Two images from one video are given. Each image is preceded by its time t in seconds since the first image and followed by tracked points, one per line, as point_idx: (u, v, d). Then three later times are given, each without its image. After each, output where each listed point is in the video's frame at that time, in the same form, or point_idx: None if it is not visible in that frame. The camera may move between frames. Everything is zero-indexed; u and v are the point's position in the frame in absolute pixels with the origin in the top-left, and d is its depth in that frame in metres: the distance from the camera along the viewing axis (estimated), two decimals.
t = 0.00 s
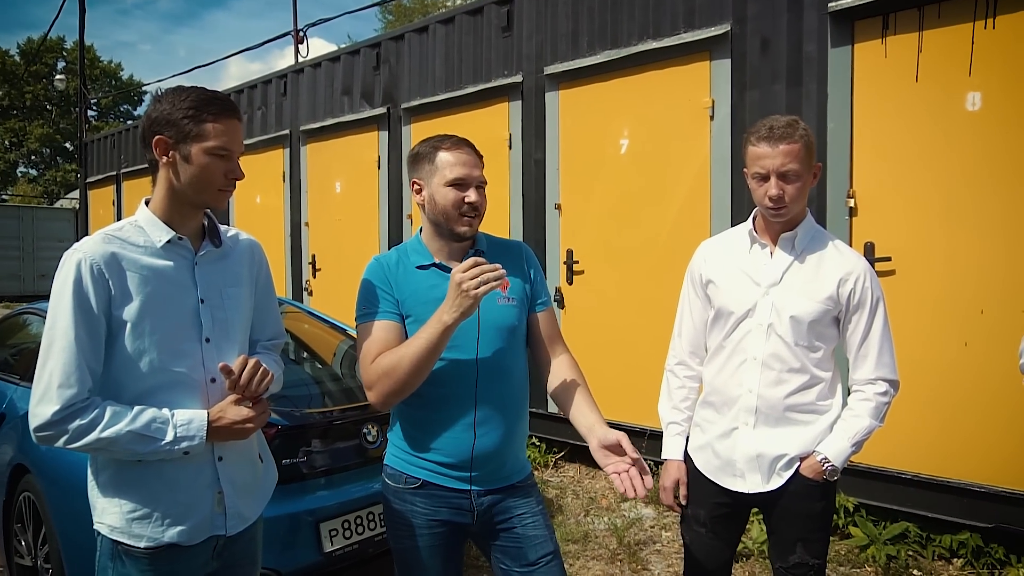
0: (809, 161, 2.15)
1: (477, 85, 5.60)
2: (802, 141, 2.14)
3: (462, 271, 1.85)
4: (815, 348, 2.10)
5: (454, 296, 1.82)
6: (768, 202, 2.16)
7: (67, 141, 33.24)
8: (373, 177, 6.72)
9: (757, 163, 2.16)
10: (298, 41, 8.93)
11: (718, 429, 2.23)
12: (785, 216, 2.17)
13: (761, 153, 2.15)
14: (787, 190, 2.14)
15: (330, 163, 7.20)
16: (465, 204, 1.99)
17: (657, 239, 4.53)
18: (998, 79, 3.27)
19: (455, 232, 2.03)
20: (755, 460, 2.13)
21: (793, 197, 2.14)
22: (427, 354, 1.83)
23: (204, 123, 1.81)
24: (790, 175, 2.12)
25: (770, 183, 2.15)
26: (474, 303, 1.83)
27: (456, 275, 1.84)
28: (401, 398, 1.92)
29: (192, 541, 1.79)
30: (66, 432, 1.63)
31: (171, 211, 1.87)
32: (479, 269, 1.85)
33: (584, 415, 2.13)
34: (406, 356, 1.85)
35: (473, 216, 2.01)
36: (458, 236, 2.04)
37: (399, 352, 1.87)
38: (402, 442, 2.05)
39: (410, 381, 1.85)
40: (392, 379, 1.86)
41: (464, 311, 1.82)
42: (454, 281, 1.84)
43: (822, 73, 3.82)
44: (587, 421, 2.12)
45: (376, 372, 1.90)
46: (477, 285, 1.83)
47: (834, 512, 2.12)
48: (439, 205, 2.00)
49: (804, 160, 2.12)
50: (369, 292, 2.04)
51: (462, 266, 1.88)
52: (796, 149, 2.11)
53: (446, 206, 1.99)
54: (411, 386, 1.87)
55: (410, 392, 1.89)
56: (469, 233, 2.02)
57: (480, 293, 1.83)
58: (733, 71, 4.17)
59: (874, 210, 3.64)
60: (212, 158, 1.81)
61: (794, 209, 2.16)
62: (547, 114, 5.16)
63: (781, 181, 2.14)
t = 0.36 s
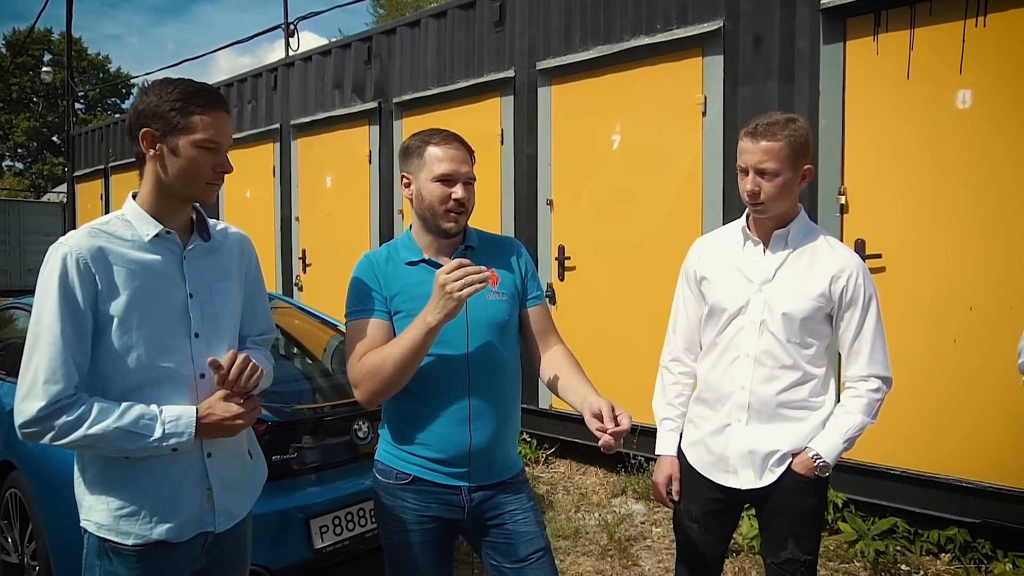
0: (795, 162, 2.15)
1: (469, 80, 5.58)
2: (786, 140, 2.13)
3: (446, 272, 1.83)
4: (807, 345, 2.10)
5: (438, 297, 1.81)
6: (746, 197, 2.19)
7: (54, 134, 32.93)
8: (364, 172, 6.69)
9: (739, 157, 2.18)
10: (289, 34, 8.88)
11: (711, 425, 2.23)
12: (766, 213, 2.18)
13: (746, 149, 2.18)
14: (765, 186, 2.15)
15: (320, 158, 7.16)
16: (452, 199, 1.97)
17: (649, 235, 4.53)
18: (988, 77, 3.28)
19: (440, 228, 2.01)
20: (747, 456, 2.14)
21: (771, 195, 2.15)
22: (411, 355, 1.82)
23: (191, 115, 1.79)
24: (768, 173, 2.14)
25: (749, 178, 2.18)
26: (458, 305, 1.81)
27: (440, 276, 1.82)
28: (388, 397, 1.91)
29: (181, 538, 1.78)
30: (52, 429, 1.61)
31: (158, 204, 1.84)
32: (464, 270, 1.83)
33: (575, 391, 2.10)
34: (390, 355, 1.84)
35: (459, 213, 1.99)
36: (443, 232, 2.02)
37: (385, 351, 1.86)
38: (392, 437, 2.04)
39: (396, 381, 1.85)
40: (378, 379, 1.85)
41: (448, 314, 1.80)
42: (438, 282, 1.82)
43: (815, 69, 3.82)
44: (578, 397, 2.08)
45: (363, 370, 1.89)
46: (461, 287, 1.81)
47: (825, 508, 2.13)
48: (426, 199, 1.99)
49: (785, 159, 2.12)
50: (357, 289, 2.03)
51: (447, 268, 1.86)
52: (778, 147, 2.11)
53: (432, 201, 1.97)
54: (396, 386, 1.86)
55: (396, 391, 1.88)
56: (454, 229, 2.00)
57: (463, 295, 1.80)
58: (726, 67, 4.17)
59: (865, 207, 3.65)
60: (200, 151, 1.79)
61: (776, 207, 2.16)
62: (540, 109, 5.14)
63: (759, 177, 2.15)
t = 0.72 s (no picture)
0: (788, 160, 2.15)
1: (463, 76, 5.56)
2: (779, 138, 2.13)
3: (443, 267, 1.83)
4: (802, 343, 2.10)
5: (434, 292, 1.80)
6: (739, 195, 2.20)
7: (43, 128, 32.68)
8: (357, 168, 6.66)
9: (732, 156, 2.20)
10: (282, 29, 8.83)
11: (706, 422, 2.24)
12: (760, 211, 2.18)
13: (739, 147, 2.19)
14: (756, 184, 2.16)
15: (313, 153, 7.13)
16: (446, 196, 1.96)
17: (642, 233, 4.53)
18: (981, 77, 3.29)
19: (433, 225, 2.00)
20: (741, 453, 2.14)
21: (763, 192, 2.15)
22: (409, 351, 1.81)
23: (183, 109, 1.77)
24: (760, 170, 2.14)
25: (742, 176, 2.18)
26: (455, 299, 1.80)
27: (438, 271, 1.82)
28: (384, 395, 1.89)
29: (172, 535, 1.76)
30: (41, 425, 1.59)
31: (149, 199, 1.83)
32: (460, 265, 1.83)
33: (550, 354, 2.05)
34: (387, 352, 1.83)
35: (452, 211, 1.98)
36: (436, 229, 2.01)
37: (381, 348, 1.85)
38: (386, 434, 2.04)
39: (393, 378, 1.83)
40: (374, 376, 1.84)
41: (444, 309, 1.80)
42: (434, 277, 1.81)
43: (809, 68, 3.82)
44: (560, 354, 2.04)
45: (358, 369, 1.88)
46: (458, 282, 1.80)
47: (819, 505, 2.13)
48: (420, 196, 1.98)
49: (777, 157, 2.12)
50: (350, 287, 2.01)
51: (443, 262, 1.85)
52: (771, 145, 2.12)
53: (426, 197, 1.96)
54: (393, 383, 1.84)
55: (392, 388, 1.87)
56: (447, 227, 1.99)
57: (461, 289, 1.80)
58: (720, 65, 4.17)
59: (858, 205, 3.66)
60: (191, 146, 1.77)
61: (769, 205, 2.16)
62: (534, 106, 5.13)
63: (751, 175, 2.16)
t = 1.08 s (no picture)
0: (781, 160, 2.15)
1: (456, 74, 5.55)
2: (771, 138, 2.14)
3: (437, 255, 1.85)
4: (795, 341, 2.11)
5: (430, 280, 1.82)
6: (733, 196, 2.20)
7: (33, 125, 32.46)
8: (350, 167, 6.64)
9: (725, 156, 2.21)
10: (274, 26, 8.80)
11: (699, 420, 2.25)
12: (753, 212, 2.19)
13: (732, 147, 2.20)
14: (749, 183, 2.16)
15: (305, 152, 7.11)
16: (443, 193, 1.96)
17: (635, 232, 4.54)
18: (972, 77, 3.31)
19: (431, 222, 2.00)
20: (734, 451, 2.15)
21: (756, 192, 2.15)
22: (408, 342, 1.81)
23: (174, 107, 1.76)
24: (753, 170, 2.15)
25: (735, 176, 2.19)
26: (452, 287, 1.82)
27: (433, 260, 1.83)
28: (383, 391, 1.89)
29: (163, 535, 1.76)
30: (31, 424, 1.59)
31: (140, 197, 1.82)
32: (455, 253, 1.84)
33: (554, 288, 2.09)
34: (385, 346, 1.82)
35: (450, 206, 1.98)
36: (434, 226, 2.01)
37: (379, 343, 1.84)
38: (378, 433, 2.03)
39: (392, 372, 1.83)
40: (373, 371, 1.83)
41: (441, 297, 1.81)
42: (429, 266, 1.83)
43: (801, 67, 3.83)
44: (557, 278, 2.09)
45: (356, 365, 1.86)
46: (454, 270, 1.82)
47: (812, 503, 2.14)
48: (416, 195, 1.97)
49: (770, 157, 2.13)
50: (344, 286, 2.01)
51: (438, 251, 1.87)
52: (763, 145, 2.13)
53: (423, 196, 1.96)
54: (393, 376, 1.84)
55: (392, 383, 1.87)
56: (446, 222, 1.99)
57: (455, 274, 1.82)
58: (713, 64, 4.18)
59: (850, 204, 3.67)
60: (183, 144, 1.77)
61: (762, 204, 2.17)
62: (526, 105, 5.13)
63: (744, 175, 2.16)
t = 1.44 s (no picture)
0: (769, 161, 2.17)
1: (447, 75, 5.55)
2: (759, 139, 2.15)
3: (434, 254, 1.86)
4: (784, 341, 2.13)
5: (428, 278, 1.82)
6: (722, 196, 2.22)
7: (22, 126, 32.26)
8: (340, 167, 6.64)
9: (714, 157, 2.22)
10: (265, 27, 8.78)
11: (690, 420, 2.26)
12: (742, 212, 2.20)
13: (721, 149, 2.21)
14: (738, 184, 2.18)
15: (296, 152, 7.09)
16: (431, 192, 1.97)
17: (626, 233, 4.55)
18: (959, 79, 3.34)
19: (420, 222, 2.00)
20: (724, 450, 2.16)
21: (745, 193, 2.17)
22: (404, 340, 1.81)
23: (165, 109, 1.76)
24: (742, 171, 2.16)
25: (724, 177, 2.20)
26: (449, 285, 1.83)
27: (429, 258, 1.84)
28: (377, 390, 1.88)
29: (153, 537, 1.75)
30: (20, 426, 1.58)
31: (130, 198, 1.81)
32: (452, 252, 1.86)
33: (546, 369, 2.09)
34: (381, 343, 1.82)
35: (438, 206, 1.98)
36: (423, 227, 2.01)
37: (374, 341, 1.84)
38: (370, 434, 2.03)
39: (388, 369, 1.83)
40: (369, 368, 1.82)
41: (439, 295, 1.82)
42: (427, 264, 1.84)
43: (790, 68, 3.86)
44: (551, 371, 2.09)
45: (351, 363, 1.86)
46: (451, 268, 1.84)
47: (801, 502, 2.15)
48: (404, 195, 1.97)
49: (759, 158, 2.14)
50: (335, 287, 2.01)
51: (434, 250, 1.88)
52: (752, 146, 2.14)
53: (411, 196, 1.96)
54: (389, 374, 1.83)
55: (386, 382, 1.86)
56: (434, 223, 1.99)
57: (450, 271, 1.83)
58: (702, 66, 4.20)
59: (839, 205, 3.70)
60: (173, 145, 1.76)
61: (751, 205, 2.18)
62: (517, 106, 5.14)
63: (733, 176, 2.18)
